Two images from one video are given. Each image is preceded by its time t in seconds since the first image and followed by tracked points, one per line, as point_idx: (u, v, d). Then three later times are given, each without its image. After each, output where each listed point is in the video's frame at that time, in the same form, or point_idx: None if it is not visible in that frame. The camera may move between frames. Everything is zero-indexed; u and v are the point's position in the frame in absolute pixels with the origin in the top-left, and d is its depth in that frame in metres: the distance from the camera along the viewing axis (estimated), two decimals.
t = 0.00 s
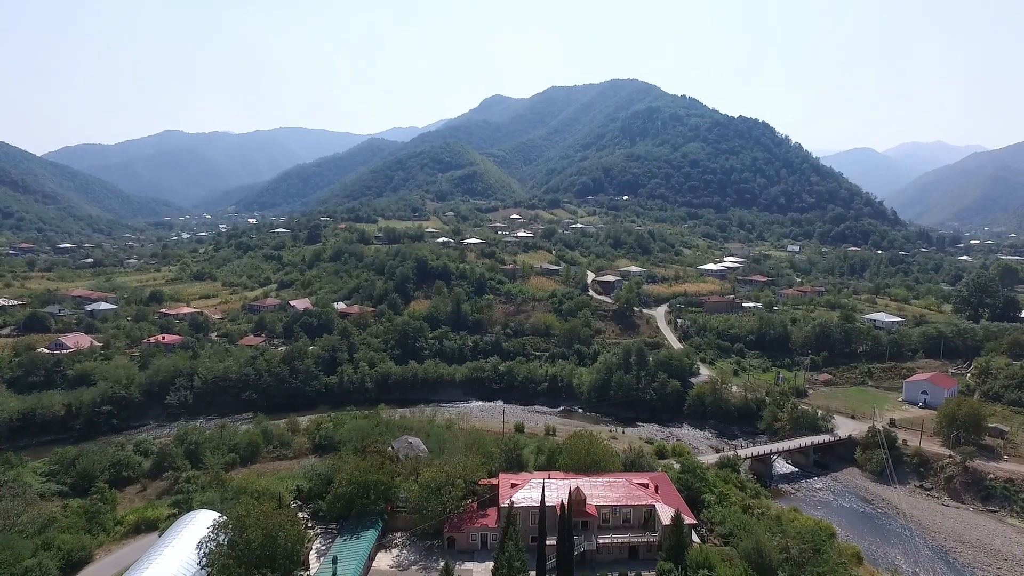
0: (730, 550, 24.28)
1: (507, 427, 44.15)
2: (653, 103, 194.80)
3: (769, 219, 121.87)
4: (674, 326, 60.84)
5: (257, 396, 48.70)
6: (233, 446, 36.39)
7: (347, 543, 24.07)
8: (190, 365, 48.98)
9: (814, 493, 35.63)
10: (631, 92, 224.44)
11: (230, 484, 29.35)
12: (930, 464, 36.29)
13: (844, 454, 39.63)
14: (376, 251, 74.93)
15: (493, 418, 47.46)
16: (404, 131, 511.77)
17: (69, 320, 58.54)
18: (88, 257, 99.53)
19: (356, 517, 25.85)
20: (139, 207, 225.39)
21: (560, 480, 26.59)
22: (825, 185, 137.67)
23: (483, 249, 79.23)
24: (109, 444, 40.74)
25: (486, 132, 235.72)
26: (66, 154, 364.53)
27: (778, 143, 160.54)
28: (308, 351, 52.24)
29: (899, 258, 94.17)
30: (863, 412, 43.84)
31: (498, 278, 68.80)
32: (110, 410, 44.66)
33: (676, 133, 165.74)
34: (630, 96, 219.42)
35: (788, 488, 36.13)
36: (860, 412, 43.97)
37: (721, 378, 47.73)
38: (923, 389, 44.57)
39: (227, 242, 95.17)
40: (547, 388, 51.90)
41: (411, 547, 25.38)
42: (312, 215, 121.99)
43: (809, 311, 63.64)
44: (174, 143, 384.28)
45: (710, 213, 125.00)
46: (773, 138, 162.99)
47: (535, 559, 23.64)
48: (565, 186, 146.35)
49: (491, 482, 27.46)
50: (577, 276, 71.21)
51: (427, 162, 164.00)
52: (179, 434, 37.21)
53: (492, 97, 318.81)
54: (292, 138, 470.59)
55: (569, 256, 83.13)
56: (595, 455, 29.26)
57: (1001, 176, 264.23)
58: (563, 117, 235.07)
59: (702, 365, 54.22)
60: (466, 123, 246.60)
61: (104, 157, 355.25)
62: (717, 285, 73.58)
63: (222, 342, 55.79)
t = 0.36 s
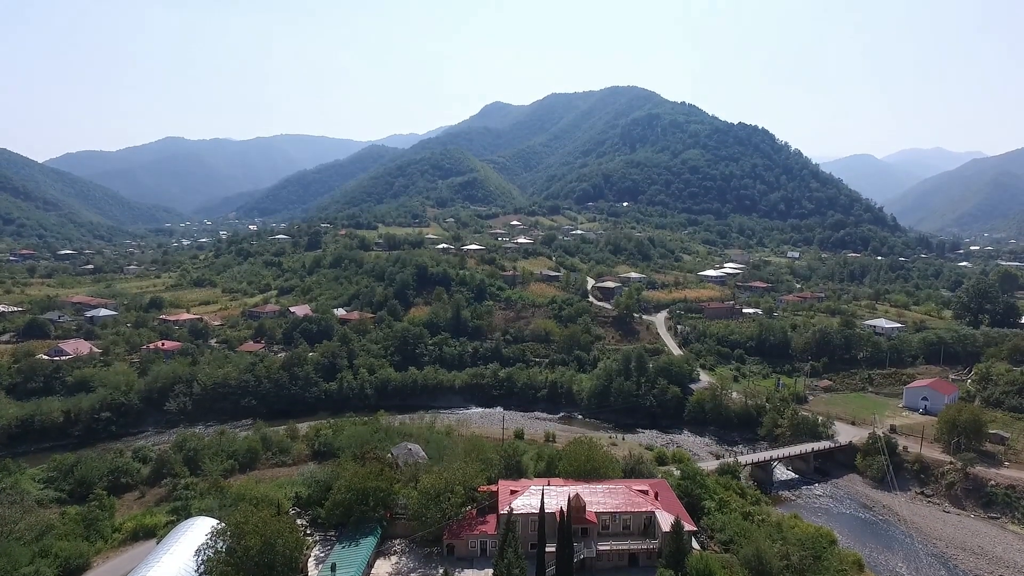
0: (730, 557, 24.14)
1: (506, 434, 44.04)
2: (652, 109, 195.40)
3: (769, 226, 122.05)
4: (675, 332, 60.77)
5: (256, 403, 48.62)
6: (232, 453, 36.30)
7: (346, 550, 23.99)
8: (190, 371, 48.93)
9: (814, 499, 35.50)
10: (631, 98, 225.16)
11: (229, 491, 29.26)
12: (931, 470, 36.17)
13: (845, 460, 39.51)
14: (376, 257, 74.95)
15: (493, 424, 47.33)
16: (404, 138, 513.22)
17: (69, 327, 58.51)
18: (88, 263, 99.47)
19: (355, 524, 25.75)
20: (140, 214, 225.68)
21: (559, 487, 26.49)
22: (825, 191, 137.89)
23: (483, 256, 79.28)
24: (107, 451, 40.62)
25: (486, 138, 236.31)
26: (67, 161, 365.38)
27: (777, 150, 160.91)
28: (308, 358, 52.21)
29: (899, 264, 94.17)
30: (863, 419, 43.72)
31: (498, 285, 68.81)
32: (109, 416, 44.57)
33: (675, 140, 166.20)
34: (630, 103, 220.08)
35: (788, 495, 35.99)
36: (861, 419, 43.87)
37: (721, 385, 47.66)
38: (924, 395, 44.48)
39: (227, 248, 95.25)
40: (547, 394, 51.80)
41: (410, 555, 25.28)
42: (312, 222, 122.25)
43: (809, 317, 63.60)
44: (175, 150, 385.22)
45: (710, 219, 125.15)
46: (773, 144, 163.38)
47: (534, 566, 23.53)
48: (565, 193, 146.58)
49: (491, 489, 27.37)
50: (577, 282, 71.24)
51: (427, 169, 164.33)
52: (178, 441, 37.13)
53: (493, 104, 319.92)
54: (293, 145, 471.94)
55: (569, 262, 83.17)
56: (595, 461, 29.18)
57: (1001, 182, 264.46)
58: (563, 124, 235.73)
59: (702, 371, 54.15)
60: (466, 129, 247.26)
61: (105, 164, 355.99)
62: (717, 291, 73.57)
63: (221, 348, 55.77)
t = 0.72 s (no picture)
0: (730, 559, 24.11)
1: (506, 435, 44.02)
2: (652, 111, 195.56)
3: (769, 227, 122.17)
4: (674, 334, 60.78)
5: (256, 405, 48.62)
6: (231, 455, 36.26)
7: (345, 552, 23.96)
8: (190, 373, 48.94)
9: (814, 501, 35.47)
10: (631, 100, 225.41)
11: (228, 492, 29.23)
12: (931, 472, 36.16)
13: (845, 462, 39.48)
14: (376, 259, 74.95)
15: (493, 426, 47.31)
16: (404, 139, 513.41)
17: (69, 329, 58.51)
18: (88, 265, 99.49)
19: (354, 526, 25.72)
20: (140, 216, 225.73)
21: (559, 488, 26.47)
22: (825, 193, 138.03)
23: (483, 257, 79.31)
24: (107, 452, 40.54)
25: (486, 140, 236.45)
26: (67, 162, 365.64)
27: (777, 151, 161.02)
28: (308, 359, 52.24)
29: (899, 265, 94.20)
30: (863, 420, 43.71)
31: (498, 286, 68.83)
32: (108, 418, 44.53)
33: (675, 142, 166.41)
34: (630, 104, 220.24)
35: (788, 496, 35.95)
36: (861, 420, 43.86)
37: (721, 386, 47.64)
38: (923, 397, 44.47)
39: (228, 250, 95.34)
40: (547, 396, 51.76)
41: (409, 556, 25.25)
42: (312, 223, 122.52)
43: (809, 318, 63.61)
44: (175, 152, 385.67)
45: (710, 221, 125.23)
46: (772, 146, 163.59)
47: (534, 568, 23.49)
48: (565, 195, 146.70)
49: (491, 490, 27.34)
50: (576, 283, 71.30)
51: (427, 171, 164.48)
52: (177, 442, 37.12)
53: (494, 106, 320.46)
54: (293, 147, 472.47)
55: (569, 264, 83.26)
56: (594, 463, 29.17)
57: (1001, 184, 264.82)
58: (563, 126, 235.99)
59: (702, 372, 54.16)
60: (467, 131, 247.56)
61: (105, 166, 356.26)
62: (717, 292, 73.61)
63: (221, 350, 55.76)
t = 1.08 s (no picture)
0: (730, 559, 24.07)
1: (506, 435, 43.98)
2: (652, 111, 195.59)
3: (769, 227, 122.20)
4: (674, 334, 60.78)
5: (256, 405, 48.64)
6: (231, 454, 36.26)
7: (345, 552, 23.96)
8: (189, 373, 48.94)
9: (814, 501, 35.47)
10: (631, 100, 225.52)
11: (229, 492, 29.21)
12: (931, 472, 36.17)
13: (844, 461, 39.48)
14: (376, 259, 74.95)
15: (492, 426, 47.31)
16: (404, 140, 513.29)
17: (69, 329, 58.51)
18: (88, 265, 99.54)
19: (355, 526, 25.71)
20: (140, 216, 225.90)
21: (559, 488, 26.48)
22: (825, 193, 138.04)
23: (483, 257, 79.30)
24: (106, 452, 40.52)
25: (485, 140, 236.46)
26: (67, 163, 365.87)
27: (777, 151, 161.14)
28: (307, 359, 52.26)
29: (899, 265, 94.29)
30: (863, 420, 43.70)
31: (498, 286, 68.85)
32: (108, 418, 44.52)
33: (675, 142, 166.48)
34: (630, 104, 220.31)
35: (788, 496, 35.96)
36: (860, 420, 43.87)
37: (721, 386, 47.65)
38: (923, 397, 44.46)
39: (227, 250, 95.36)
40: (547, 396, 51.74)
41: (409, 556, 25.27)
42: (312, 223, 122.53)
43: (809, 318, 63.66)
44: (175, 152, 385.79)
45: (710, 221, 125.32)
46: (772, 146, 163.66)
47: (534, 568, 23.49)
48: (565, 195, 146.72)
49: (491, 490, 27.34)
50: (576, 283, 71.35)
51: (426, 171, 164.47)
52: (177, 442, 37.11)
53: (494, 106, 320.81)
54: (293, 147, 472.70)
55: (569, 264, 83.27)
56: (594, 462, 29.17)
57: (1001, 184, 265.01)
58: (563, 125, 236.10)
59: (702, 372, 54.19)
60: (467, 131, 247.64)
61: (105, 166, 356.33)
62: (717, 292, 73.66)
63: (221, 350, 55.74)
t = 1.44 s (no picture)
0: (730, 559, 24.05)
1: (506, 435, 43.95)
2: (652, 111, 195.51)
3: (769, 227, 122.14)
4: (674, 334, 60.75)
5: (256, 405, 48.64)
6: (231, 454, 36.27)
7: (345, 552, 23.96)
8: (189, 373, 48.94)
9: (814, 501, 35.46)
10: (631, 100, 225.50)
11: (228, 492, 29.17)
12: (931, 472, 36.15)
13: (844, 461, 39.48)
14: (376, 259, 74.92)
15: (492, 426, 47.31)
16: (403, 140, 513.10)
17: (69, 328, 58.49)
18: (88, 264, 99.64)
19: (354, 526, 25.66)
20: (140, 216, 225.94)
21: (559, 488, 26.46)
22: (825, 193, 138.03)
23: (483, 257, 79.23)
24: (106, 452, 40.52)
25: (486, 140, 236.55)
26: (67, 163, 365.87)
27: (777, 151, 161.15)
28: (307, 359, 52.24)
29: (898, 265, 94.32)
30: (863, 420, 43.67)
31: (498, 286, 68.86)
32: (108, 418, 44.49)
33: (675, 142, 166.50)
34: (630, 104, 220.22)
35: (788, 496, 35.95)
36: (860, 420, 43.84)
37: (721, 386, 47.63)
38: (923, 397, 44.44)
39: (227, 250, 95.37)
40: (547, 396, 51.71)
41: (409, 557, 25.27)
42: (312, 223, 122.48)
43: (809, 318, 63.64)
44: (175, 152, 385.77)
45: (710, 220, 125.31)
46: (772, 146, 163.69)
47: (534, 568, 23.50)
48: (565, 195, 146.69)
49: (491, 490, 27.32)
50: (576, 283, 71.35)
51: (426, 171, 164.40)
52: (177, 442, 37.09)
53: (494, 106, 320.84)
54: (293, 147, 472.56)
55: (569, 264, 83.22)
56: (594, 462, 29.15)
57: (1001, 184, 265.11)
58: (564, 125, 236.10)
59: (702, 372, 54.19)
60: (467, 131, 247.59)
61: (105, 165, 356.19)
62: (717, 292, 73.64)
63: (221, 350, 55.73)
